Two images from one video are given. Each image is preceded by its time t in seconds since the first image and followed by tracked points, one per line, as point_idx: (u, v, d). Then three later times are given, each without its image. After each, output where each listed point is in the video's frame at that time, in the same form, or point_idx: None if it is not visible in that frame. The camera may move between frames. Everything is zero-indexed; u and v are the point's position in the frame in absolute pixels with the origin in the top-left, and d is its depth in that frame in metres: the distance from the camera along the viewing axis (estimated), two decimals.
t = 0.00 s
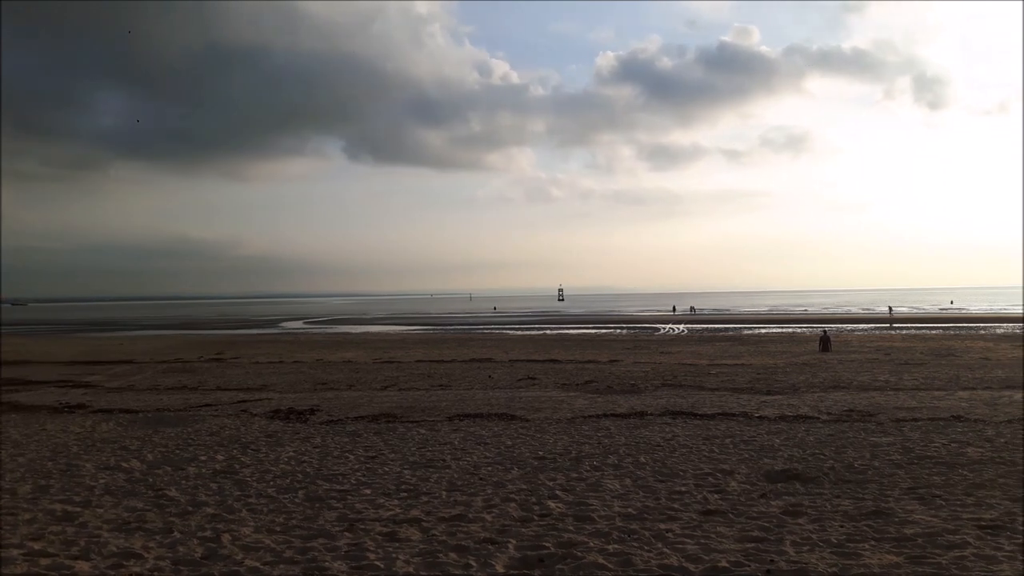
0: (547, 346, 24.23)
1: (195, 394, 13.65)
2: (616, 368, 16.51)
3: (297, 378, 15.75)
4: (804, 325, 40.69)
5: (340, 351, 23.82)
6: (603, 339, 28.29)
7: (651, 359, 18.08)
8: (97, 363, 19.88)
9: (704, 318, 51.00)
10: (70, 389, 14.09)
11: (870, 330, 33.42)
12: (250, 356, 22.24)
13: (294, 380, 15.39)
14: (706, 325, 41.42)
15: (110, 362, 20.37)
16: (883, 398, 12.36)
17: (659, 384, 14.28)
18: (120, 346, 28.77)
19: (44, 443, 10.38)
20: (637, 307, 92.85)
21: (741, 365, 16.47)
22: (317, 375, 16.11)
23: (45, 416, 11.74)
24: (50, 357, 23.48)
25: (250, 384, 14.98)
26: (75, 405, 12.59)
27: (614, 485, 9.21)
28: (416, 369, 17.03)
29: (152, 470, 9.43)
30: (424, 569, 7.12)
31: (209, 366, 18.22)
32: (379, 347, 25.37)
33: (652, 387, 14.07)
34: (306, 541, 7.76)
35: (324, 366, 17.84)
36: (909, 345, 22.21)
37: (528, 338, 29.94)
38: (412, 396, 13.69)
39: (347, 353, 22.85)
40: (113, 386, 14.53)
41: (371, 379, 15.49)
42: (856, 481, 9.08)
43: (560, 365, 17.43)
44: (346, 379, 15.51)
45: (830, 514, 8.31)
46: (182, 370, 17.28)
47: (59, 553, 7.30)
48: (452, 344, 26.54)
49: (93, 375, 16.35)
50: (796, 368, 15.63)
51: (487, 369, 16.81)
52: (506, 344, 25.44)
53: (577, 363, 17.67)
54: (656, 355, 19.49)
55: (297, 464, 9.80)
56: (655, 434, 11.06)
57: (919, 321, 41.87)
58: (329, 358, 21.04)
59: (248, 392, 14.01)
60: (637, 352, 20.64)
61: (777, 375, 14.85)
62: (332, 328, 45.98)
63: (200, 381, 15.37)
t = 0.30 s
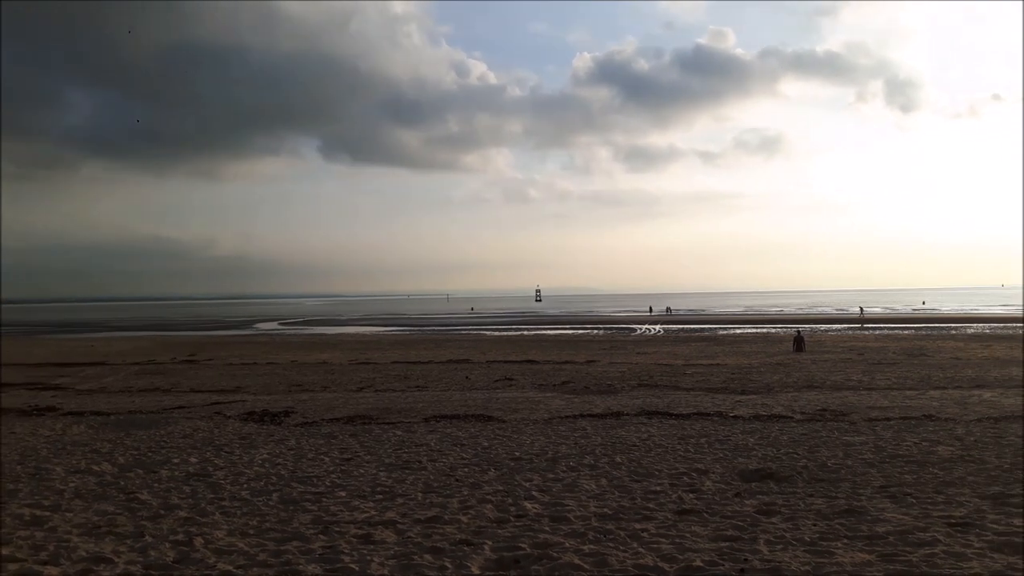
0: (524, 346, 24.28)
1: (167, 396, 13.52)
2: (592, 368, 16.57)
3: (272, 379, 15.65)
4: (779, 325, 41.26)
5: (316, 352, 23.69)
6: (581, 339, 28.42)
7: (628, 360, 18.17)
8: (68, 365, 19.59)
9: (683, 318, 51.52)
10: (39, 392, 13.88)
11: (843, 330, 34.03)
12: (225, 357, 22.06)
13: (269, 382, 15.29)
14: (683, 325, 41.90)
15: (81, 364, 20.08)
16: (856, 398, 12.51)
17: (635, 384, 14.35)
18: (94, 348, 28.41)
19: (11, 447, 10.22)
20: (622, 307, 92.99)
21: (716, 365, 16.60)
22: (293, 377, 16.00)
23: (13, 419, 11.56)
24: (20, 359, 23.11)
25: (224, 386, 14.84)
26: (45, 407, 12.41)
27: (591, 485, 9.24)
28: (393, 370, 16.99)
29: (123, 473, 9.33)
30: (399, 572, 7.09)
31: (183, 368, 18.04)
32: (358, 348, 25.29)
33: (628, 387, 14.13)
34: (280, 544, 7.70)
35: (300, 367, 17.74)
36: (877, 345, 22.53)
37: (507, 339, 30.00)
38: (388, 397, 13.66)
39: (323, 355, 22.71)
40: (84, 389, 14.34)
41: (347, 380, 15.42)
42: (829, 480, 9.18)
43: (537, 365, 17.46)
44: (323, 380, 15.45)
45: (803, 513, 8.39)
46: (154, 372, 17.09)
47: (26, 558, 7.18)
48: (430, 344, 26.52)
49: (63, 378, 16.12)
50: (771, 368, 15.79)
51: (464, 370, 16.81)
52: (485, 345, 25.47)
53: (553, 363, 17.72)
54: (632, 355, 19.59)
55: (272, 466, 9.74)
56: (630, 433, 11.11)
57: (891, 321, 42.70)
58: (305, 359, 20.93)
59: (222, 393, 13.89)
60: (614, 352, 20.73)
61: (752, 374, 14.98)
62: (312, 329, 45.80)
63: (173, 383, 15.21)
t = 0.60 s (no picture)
0: (504, 348, 24.33)
1: (140, 398, 13.40)
2: (570, 369, 16.63)
3: (248, 381, 15.56)
4: (756, 326, 41.75)
5: (295, 354, 23.57)
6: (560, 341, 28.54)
7: (605, 361, 18.26)
8: (40, 367, 19.33)
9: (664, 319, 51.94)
10: (9, 395, 13.70)
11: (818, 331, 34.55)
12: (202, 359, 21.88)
13: (245, 383, 15.19)
14: (662, 326, 42.24)
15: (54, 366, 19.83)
16: (830, 398, 12.65)
17: (613, 385, 14.42)
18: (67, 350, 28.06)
19: None
20: (609, 307, 93.14)
21: (693, 366, 16.72)
22: (269, 378, 15.91)
23: None
24: None
25: (199, 388, 14.73)
26: (15, 410, 12.25)
27: (568, 487, 9.26)
28: (371, 371, 16.94)
29: (95, 477, 9.23)
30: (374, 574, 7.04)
31: (157, 370, 17.88)
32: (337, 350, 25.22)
33: (605, 388, 14.19)
34: (255, 547, 7.63)
35: (277, 369, 17.64)
36: (853, 346, 22.83)
37: (488, 340, 30.05)
38: (366, 399, 13.63)
39: (301, 357, 22.60)
40: (55, 391, 14.16)
41: (325, 382, 15.35)
42: (804, 480, 9.26)
43: (516, 366, 17.50)
44: (300, 382, 15.38)
45: (778, 513, 8.46)
46: (128, 374, 16.93)
47: None
48: (410, 346, 26.50)
49: (34, 380, 15.92)
50: (746, 369, 15.93)
51: (442, 371, 16.80)
52: (465, 346, 25.49)
53: (532, 365, 17.76)
54: (610, 356, 19.69)
55: (246, 469, 9.68)
56: (608, 434, 11.16)
57: (866, 321, 43.40)
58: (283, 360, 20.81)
59: (197, 395, 13.79)
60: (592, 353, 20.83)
61: (728, 375, 15.11)
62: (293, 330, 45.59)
63: (146, 385, 15.07)
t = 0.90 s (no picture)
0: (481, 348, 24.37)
1: (111, 401, 13.26)
2: (546, 370, 16.68)
3: (221, 383, 15.44)
4: (731, 326, 42.24)
5: (271, 355, 23.44)
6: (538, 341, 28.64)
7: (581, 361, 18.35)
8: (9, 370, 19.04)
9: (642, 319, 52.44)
10: None
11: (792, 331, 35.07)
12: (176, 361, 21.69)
13: (219, 386, 15.07)
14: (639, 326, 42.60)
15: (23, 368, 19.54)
16: (803, 398, 12.80)
17: (589, 386, 14.48)
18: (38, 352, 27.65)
19: None
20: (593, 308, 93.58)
21: (668, 366, 16.85)
22: (243, 380, 15.79)
23: None
24: None
25: (171, 390, 14.58)
26: None
27: (544, 487, 9.28)
28: (348, 373, 16.88)
29: (65, 481, 9.12)
30: None
31: (129, 372, 17.68)
32: (314, 351, 25.11)
33: (581, 389, 14.24)
34: (229, 551, 7.56)
35: (251, 370, 17.54)
36: (826, 346, 23.14)
37: (467, 341, 30.10)
38: (341, 400, 13.58)
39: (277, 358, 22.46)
40: (23, 394, 13.97)
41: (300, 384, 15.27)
42: (777, 480, 9.36)
43: (492, 367, 17.52)
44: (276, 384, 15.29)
45: (752, 512, 8.53)
46: (99, 376, 16.73)
47: None
48: (388, 347, 26.46)
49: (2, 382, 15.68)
50: (720, 369, 16.07)
51: (418, 373, 16.79)
52: (442, 347, 25.50)
53: (508, 366, 17.79)
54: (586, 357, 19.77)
55: (219, 472, 9.60)
56: (583, 435, 11.21)
57: (839, 322, 44.09)
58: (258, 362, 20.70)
59: (169, 398, 13.66)
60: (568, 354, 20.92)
61: (702, 375, 15.23)
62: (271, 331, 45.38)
63: (117, 387, 14.90)
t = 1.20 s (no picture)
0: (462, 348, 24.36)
1: (87, 402, 13.14)
2: (526, 370, 16.70)
3: (199, 384, 15.34)
4: (712, 325, 42.55)
5: (251, 356, 23.30)
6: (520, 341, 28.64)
7: (561, 361, 18.37)
8: None
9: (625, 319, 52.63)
10: None
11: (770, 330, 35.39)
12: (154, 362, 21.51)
13: (197, 386, 14.96)
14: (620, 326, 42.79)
15: None
16: (781, 397, 12.90)
17: (569, 385, 14.51)
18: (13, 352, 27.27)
19: None
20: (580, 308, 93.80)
21: (647, 366, 16.91)
22: (222, 381, 15.69)
23: None
24: None
25: (149, 391, 14.46)
26: None
27: (524, 487, 9.30)
28: (328, 373, 16.82)
29: (40, 483, 9.02)
30: None
31: (105, 372, 17.51)
32: (295, 351, 24.96)
33: (561, 388, 14.26)
34: (207, 552, 7.50)
35: (230, 370, 17.43)
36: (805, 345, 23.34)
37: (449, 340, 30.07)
38: (321, 401, 13.54)
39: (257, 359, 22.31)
40: None
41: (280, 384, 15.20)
42: (755, 478, 9.43)
43: (472, 367, 17.50)
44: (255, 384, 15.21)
45: (731, 510, 8.58)
46: (74, 377, 16.56)
47: None
48: (369, 347, 26.37)
49: None
50: (699, 368, 16.15)
51: (399, 373, 16.75)
52: (424, 347, 25.45)
53: (489, 365, 17.79)
54: (567, 356, 19.81)
55: (198, 473, 9.55)
56: (563, 434, 11.24)
57: (818, 321, 44.56)
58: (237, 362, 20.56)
59: (147, 399, 13.55)
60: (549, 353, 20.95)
61: (682, 374, 15.30)
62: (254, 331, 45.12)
63: (93, 388, 14.76)
